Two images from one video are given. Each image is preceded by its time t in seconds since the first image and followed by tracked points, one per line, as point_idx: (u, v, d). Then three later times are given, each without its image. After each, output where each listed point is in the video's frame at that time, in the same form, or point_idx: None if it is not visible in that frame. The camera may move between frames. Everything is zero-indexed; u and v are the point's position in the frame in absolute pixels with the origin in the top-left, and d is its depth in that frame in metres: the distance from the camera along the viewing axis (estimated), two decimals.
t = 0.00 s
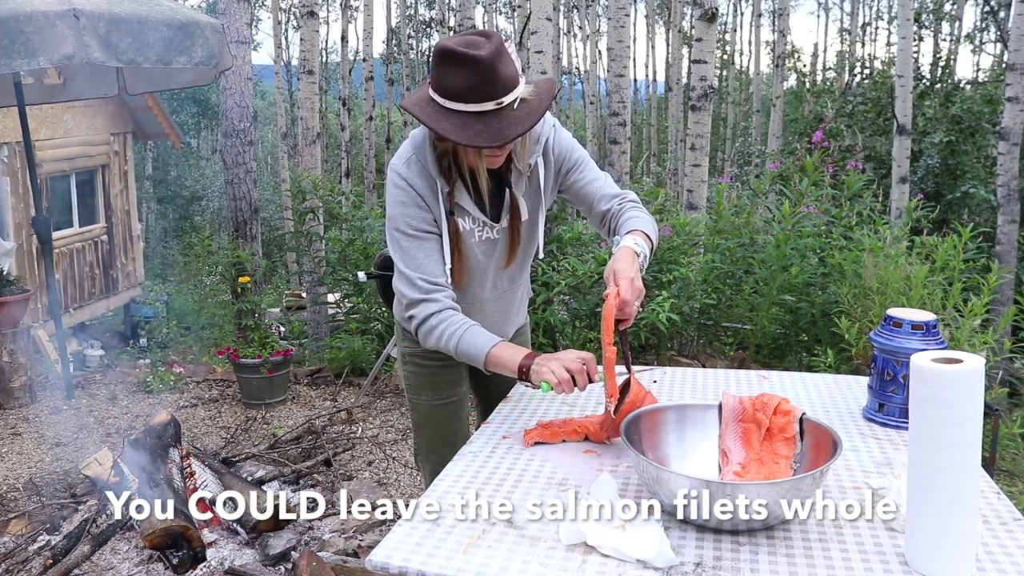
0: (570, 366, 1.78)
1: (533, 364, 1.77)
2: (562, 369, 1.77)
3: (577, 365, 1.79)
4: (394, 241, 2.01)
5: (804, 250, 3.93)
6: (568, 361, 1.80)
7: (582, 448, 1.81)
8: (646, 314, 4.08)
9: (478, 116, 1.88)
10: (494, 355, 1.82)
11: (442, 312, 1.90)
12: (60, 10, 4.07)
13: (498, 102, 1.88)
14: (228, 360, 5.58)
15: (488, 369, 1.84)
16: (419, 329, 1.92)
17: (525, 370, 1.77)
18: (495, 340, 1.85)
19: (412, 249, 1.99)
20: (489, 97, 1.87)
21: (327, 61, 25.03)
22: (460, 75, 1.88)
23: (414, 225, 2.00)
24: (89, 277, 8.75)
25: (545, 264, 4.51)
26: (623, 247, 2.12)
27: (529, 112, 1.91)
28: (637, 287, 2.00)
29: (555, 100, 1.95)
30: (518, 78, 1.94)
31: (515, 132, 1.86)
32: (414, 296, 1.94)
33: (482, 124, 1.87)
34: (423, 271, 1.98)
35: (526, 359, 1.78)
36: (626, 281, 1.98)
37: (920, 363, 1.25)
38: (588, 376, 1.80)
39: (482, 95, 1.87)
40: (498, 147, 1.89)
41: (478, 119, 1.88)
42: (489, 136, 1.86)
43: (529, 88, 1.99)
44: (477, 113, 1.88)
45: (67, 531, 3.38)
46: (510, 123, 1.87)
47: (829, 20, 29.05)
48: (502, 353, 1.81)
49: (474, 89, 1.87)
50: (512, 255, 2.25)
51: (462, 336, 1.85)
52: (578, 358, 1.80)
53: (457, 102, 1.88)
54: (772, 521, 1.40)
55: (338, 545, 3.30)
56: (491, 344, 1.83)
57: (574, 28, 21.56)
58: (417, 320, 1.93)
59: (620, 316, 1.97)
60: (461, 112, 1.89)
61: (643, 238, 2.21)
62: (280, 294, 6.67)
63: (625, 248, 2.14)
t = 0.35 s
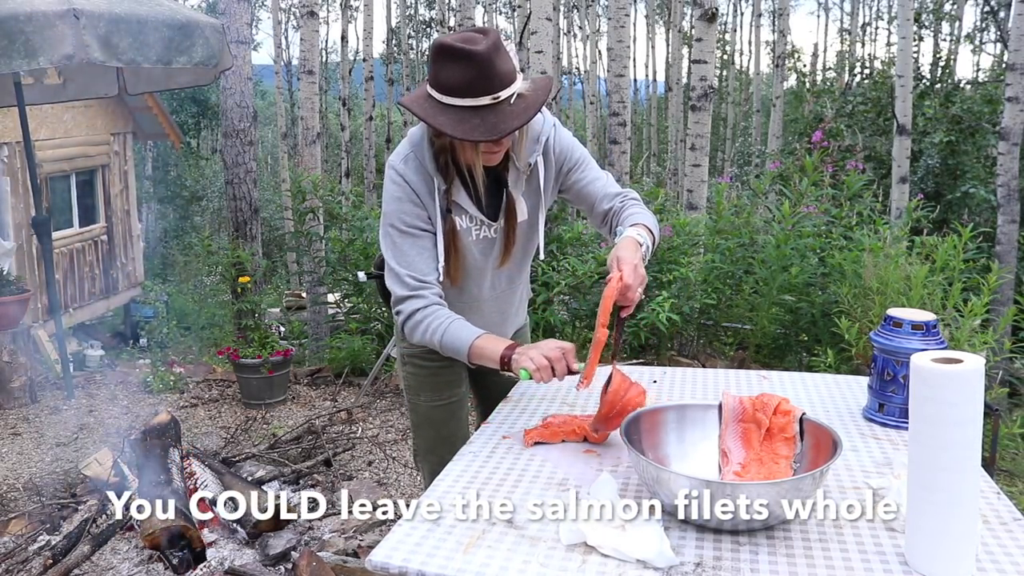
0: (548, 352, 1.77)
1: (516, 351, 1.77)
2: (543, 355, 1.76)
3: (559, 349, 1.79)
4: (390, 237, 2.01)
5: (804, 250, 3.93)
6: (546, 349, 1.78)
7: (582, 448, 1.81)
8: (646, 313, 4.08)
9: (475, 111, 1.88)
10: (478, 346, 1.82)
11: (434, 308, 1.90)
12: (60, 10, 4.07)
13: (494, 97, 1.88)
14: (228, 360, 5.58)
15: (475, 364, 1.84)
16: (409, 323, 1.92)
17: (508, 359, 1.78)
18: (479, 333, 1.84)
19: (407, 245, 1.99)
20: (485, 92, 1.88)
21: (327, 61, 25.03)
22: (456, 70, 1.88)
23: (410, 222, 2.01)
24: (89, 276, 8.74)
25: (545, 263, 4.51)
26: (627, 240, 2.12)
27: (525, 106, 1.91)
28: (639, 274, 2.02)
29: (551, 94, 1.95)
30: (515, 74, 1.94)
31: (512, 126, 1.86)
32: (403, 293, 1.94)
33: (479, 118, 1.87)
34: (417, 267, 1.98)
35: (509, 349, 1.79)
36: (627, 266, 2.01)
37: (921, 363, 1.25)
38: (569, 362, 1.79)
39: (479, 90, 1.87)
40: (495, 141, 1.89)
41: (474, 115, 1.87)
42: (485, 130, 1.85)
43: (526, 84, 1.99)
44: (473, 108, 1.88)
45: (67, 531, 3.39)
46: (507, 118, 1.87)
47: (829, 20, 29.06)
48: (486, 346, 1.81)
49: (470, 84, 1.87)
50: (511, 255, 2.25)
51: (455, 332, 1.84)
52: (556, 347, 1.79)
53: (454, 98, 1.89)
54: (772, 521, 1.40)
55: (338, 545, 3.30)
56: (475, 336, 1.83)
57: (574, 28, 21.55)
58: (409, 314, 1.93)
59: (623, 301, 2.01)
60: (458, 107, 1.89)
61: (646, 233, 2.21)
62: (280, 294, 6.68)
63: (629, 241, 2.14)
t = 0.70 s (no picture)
0: (513, 335, 1.76)
1: (482, 333, 1.80)
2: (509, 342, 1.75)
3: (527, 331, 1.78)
4: (378, 231, 2.05)
5: (804, 250, 3.93)
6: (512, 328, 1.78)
7: (582, 448, 1.81)
8: (646, 313, 4.08)
9: (466, 99, 1.88)
10: (447, 329, 1.85)
11: (408, 300, 1.95)
12: (60, 10, 4.07)
13: (484, 84, 1.88)
14: (228, 360, 5.59)
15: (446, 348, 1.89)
16: (384, 315, 1.98)
17: (475, 338, 1.80)
18: (449, 317, 1.87)
19: (391, 242, 2.03)
20: (475, 79, 1.87)
21: (327, 61, 25.05)
22: (445, 60, 1.89)
23: (399, 217, 2.04)
24: (89, 276, 8.74)
25: (545, 264, 4.51)
26: (635, 208, 2.08)
27: (516, 92, 1.90)
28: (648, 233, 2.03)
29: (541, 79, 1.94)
30: (504, 61, 1.94)
31: (503, 110, 1.85)
32: (378, 288, 1.99)
33: (470, 106, 1.87)
34: (401, 262, 2.02)
35: (476, 326, 1.81)
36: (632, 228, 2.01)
37: (920, 364, 1.25)
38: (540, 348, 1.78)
39: (469, 78, 1.87)
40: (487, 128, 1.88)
41: (465, 102, 1.87)
42: (477, 116, 1.85)
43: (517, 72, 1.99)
44: (464, 96, 1.88)
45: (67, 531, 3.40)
46: (497, 103, 1.86)
47: (829, 20, 29.09)
48: (456, 326, 1.84)
49: (460, 73, 1.88)
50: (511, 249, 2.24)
51: (425, 320, 1.89)
52: (525, 333, 1.77)
53: (444, 88, 1.89)
54: (772, 522, 1.40)
55: (338, 545, 3.30)
56: (444, 321, 1.86)
57: (574, 28, 21.55)
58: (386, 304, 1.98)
59: (629, 262, 1.99)
60: (450, 97, 1.89)
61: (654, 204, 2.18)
62: (280, 294, 6.68)
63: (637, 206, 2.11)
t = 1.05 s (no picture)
0: (457, 340, 1.89)
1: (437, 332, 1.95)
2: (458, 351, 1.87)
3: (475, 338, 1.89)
4: (373, 222, 2.18)
5: (804, 250, 3.93)
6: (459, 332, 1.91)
7: (582, 448, 1.81)
8: (646, 313, 4.08)
9: (444, 76, 1.93)
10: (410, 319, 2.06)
11: (383, 287, 2.17)
12: (60, 10, 4.07)
13: (460, 59, 1.93)
14: (228, 360, 5.59)
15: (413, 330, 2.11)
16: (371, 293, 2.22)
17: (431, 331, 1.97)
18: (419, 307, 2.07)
19: (382, 235, 2.19)
20: (450, 56, 1.93)
21: (327, 61, 25.04)
22: (420, 48, 1.97)
23: (392, 211, 2.16)
24: (89, 276, 8.74)
25: (546, 264, 4.51)
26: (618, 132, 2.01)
27: (490, 62, 1.94)
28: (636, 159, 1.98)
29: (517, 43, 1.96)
30: (480, 39, 1.99)
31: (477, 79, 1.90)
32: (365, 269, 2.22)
33: (447, 81, 1.92)
34: (389, 254, 2.20)
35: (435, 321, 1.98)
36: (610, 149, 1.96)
37: (921, 364, 1.25)
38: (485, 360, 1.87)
39: (444, 56, 1.93)
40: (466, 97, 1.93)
41: (442, 79, 1.93)
42: (453, 88, 1.90)
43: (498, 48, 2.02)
44: (442, 73, 1.94)
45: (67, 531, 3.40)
46: (472, 75, 1.91)
47: (829, 21, 29.09)
48: (422, 314, 2.04)
49: (435, 54, 1.94)
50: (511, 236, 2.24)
51: (396, 307, 2.11)
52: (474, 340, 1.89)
53: (422, 73, 1.96)
54: (772, 521, 1.40)
55: (338, 545, 3.30)
56: (411, 312, 2.06)
57: (573, 28, 21.53)
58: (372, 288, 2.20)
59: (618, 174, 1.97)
60: (430, 79, 1.95)
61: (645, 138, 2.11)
62: (280, 294, 6.68)
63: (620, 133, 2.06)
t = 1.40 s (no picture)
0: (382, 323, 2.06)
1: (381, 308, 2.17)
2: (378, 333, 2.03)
3: (396, 321, 2.07)
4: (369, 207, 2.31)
5: (804, 250, 3.93)
6: (386, 321, 2.07)
7: (582, 448, 1.81)
8: (646, 313, 4.08)
9: (440, 52, 2.04)
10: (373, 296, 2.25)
11: (364, 262, 2.35)
12: (60, 10, 4.07)
13: (457, 38, 2.04)
14: (228, 360, 5.59)
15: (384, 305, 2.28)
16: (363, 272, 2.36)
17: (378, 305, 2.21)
18: (386, 287, 2.28)
19: (374, 220, 2.31)
20: (449, 35, 2.05)
21: (327, 61, 25.04)
22: (429, 28, 2.12)
23: (384, 195, 2.26)
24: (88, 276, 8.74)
25: (546, 264, 4.52)
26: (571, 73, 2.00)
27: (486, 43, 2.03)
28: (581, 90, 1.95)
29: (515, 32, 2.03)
30: (486, 29, 2.10)
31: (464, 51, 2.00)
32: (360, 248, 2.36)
33: (441, 55, 2.03)
34: (378, 237, 2.33)
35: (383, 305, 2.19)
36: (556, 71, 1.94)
37: (921, 364, 1.25)
38: (396, 354, 1.99)
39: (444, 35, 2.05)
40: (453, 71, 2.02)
41: (438, 54, 2.04)
42: (442, 59, 2.02)
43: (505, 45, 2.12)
44: (439, 50, 2.05)
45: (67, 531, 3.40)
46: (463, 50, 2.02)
47: (828, 20, 29.11)
48: (379, 295, 2.24)
49: (437, 33, 2.08)
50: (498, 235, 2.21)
51: (367, 284, 2.30)
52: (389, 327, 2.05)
53: (425, 50, 2.11)
54: (771, 521, 1.40)
55: (338, 545, 3.29)
56: (376, 289, 2.26)
57: (573, 28, 21.53)
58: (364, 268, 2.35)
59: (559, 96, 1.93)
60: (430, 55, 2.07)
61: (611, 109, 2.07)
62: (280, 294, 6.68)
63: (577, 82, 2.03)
